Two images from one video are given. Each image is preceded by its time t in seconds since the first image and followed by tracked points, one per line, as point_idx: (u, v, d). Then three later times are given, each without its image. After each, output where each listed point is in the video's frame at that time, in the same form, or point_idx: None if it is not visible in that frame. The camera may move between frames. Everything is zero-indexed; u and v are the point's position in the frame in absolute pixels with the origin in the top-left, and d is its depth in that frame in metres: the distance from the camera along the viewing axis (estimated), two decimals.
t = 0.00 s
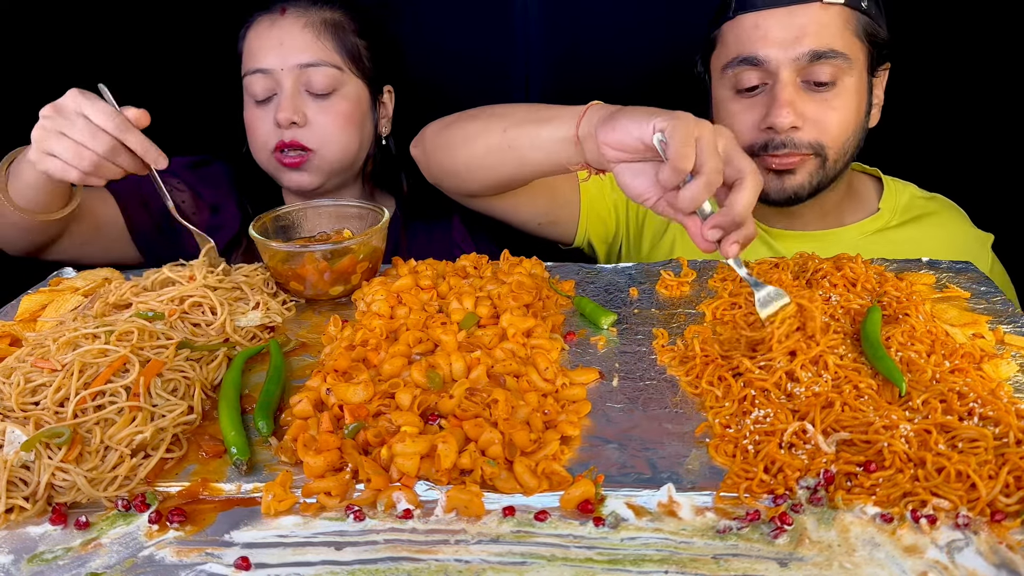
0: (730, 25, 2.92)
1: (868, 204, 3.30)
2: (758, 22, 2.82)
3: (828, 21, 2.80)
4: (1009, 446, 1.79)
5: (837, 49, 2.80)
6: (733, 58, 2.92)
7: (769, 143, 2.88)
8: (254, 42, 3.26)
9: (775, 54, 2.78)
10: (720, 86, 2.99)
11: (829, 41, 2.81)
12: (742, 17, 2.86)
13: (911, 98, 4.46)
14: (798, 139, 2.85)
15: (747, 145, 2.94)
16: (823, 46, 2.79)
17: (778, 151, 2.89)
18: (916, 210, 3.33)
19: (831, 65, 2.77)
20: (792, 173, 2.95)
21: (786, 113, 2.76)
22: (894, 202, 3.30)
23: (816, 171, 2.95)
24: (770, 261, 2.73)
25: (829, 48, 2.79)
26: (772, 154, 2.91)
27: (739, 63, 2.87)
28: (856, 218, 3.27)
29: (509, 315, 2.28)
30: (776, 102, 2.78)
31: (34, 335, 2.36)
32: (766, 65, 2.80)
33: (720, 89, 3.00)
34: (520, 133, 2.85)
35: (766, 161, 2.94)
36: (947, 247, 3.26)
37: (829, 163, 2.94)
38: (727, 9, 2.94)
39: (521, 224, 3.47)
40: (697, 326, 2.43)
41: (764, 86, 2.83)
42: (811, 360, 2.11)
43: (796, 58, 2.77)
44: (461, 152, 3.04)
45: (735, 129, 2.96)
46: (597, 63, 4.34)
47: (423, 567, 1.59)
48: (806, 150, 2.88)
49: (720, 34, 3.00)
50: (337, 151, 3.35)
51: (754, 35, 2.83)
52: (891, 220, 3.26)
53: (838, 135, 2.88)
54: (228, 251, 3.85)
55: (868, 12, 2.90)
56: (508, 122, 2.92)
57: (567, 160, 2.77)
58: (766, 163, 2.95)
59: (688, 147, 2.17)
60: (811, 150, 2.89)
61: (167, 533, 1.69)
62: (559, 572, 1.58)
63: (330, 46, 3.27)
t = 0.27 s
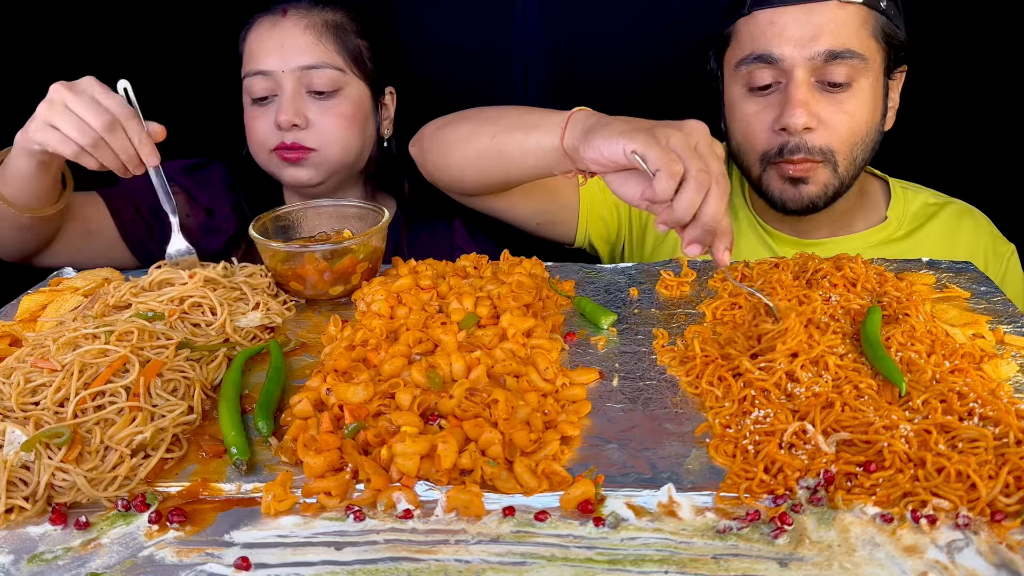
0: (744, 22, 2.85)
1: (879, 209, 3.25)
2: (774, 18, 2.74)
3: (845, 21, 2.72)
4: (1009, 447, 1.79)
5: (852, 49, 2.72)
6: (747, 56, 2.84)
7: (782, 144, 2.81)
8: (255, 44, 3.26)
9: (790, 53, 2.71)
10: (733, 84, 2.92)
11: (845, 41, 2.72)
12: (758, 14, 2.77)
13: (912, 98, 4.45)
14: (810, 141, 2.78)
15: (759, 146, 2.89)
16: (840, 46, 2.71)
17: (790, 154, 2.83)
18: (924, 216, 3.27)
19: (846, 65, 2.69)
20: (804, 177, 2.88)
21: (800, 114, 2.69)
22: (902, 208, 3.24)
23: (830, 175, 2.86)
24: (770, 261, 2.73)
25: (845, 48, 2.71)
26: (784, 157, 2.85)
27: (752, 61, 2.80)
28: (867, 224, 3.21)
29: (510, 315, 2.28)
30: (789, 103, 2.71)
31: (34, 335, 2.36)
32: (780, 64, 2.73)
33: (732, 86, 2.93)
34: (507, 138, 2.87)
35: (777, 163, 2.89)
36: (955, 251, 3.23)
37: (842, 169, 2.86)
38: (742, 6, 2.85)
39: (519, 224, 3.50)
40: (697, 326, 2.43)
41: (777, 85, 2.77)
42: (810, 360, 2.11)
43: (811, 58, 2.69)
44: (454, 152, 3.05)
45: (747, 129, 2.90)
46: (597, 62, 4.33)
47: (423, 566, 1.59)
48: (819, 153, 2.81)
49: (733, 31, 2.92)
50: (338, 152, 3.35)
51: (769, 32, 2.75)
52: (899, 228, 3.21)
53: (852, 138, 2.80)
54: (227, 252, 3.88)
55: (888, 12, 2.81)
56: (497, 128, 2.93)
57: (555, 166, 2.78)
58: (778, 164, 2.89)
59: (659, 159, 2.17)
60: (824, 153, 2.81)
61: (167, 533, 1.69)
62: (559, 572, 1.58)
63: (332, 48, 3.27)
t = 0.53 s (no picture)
0: (752, 25, 2.83)
1: (880, 209, 3.24)
2: (782, 22, 2.73)
3: (854, 25, 2.70)
4: (1009, 447, 1.79)
5: (861, 54, 2.70)
6: (754, 58, 2.83)
7: (788, 147, 2.80)
8: (253, 44, 3.26)
9: (798, 57, 2.69)
10: (740, 87, 2.91)
11: (855, 45, 2.70)
12: (766, 16, 2.77)
13: (912, 97, 4.45)
14: (817, 145, 2.76)
15: (764, 149, 2.88)
16: (848, 50, 2.68)
17: (796, 157, 2.81)
18: (925, 215, 3.27)
19: (855, 70, 2.68)
20: (810, 180, 2.86)
21: (806, 118, 2.67)
22: (903, 209, 3.23)
23: (836, 179, 2.86)
24: (771, 261, 2.73)
25: (854, 53, 2.69)
26: (790, 159, 2.83)
27: (759, 64, 2.78)
28: (870, 225, 3.21)
29: (510, 315, 2.28)
30: (796, 107, 2.69)
31: (34, 335, 2.36)
32: (788, 68, 2.71)
33: (738, 89, 2.92)
34: (508, 144, 2.86)
35: (783, 165, 2.87)
36: (956, 252, 3.22)
37: (851, 166, 2.84)
38: (749, 7, 2.85)
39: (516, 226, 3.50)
40: (697, 326, 2.43)
41: (784, 89, 2.75)
42: (810, 361, 2.11)
43: (819, 63, 2.67)
44: (450, 157, 3.06)
45: (752, 132, 2.89)
46: (597, 62, 4.33)
47: (423, 567, 1.59)
48: (825, 157, 2.79)
49: (740, 32, 2.91)
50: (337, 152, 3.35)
51: (777, 36, 2.74)
52: (900, 229, 3.21)
53: (860, 143, 2.78)
54: (226, 253, 3.87)
55: (896, 15, 2.80)
56: (498, 133, 2.92)
57: (553, 176, 2.79)
58: (785, 167, 2.88)
59: (698, 170, 2.18)
60: (830, 157, 2.79)
61: (167, 533, 1.69)
62: (559, 572, 1.58)
63: (330, 48, 3.27)
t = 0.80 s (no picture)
0: (756, 21, 2.82)
1: (881, 210, 3.23)
2: (788, 19, 2.72)
3: (857, 24, 2.70)
4: (1009, 447, 1.79)
5: (866, 53, 2.69)
6: (758, 56, 2.82)
7: (791, 146, 2.80)
8: (250, 44, 3.26)
9: (802, 55, 2.67)
10: (742, 84, 2.90)
11: (859, 44, 2.70)
12: (771, 13, 2.76)
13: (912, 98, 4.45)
14: (819, 144, 2.76)
15: (766, 147, 2.88)
16: (852, 48, 2.68)
17: (798, 156, 2.81)
18: (927, 215, 3.27)
19: (858, 69, 2.67)
20: (812, 180, 2.85)
21: (809, 116, 2.68)
22: (905, 209, 3.23)
23: (837, 179, 2.85)
24: (770, 261, 2.73)
25: (858, 51, 2.68)
26: (792, 158, 2.83)
27: (763, 61, 2.77)
28: (871, 226, 3.19)
29: (509, 315, 2.28)
30: (800, 105, 2.70)
31: (34, 335, 2.36)
32: (791, 65, 2.70)
33: (741, 87, 2.92)
34: (488, 170, 2.88)
35: (785, 165, 2.87)
36: (956, 252, 3.23)
37: (850, 173, 2.85)
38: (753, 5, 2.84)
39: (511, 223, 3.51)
40: (697, 326, 2.43)
41: (787, 86, 2.75)
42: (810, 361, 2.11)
43: (823, 61, 2.66)
44: (443, 166, 3.11)
45: (754, 130, 2.89)
46: (597, 62, 4.33)
47: (423, 567, 1.59)
48: (827, 156, 2.79)
49: (743, 30, 2.90)
50: (334, 151, 3.35)
51: (781, 33, 2.73)
52: (902, 230, 3.20)
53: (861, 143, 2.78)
54: (227, 254, 3.87)
55: (900, 16, 2.80)
56: (480, 157, 2.95)
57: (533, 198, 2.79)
58: (786, 167, 2.87)
59: (648, 218, 1.99)
60: (832, 156, 2.79)
61: (167, 533, 1.69)
62: (559, 572, 1.58)
63: (326, 47, 3.27)
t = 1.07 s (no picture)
0: (760, 19, 2.83)
1: (882, 211, 3.23)
2: (791, 16, 2.72)
3: (858, 23, 2.70)
4: (1009, 446, 1.78)
5: (869, 52, 2.70)
6: (761, 52, 2.82)
7: (793, 145, 2.79)
8: (251, 43, 3.26)
9: (804, 53, 2.68)
10: (746, 83, 2.90)
11: (862, 42, 2.70)
12: (774, 11, 2.76)
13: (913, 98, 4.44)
14: (823, 141, 2.76)
15: (768, 145, 2.87)
16: (855, 47, 2.68)
17: (800, 153, 2.80)
18: (928, 216, 3.26)
19: (861, 67, 2.67)
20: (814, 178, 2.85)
21: (812, 113, 2.66)
22: (906, 209, 3.23)
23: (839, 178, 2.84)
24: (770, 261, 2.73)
25: (861, 50, 2.69)
26: (794, 156, 2.82)
27: (766, 59, 2.77)
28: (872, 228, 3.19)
29: (509, 316, 2.28)
30: (801, 103, 2.68)
31: (34, 335, 2.36)
32: (795, 62, 2.70)
33: (744, 85, 2.92)
34: (470, 177, 2.94)
35: (787, 163, 2.86)
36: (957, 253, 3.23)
37: (852, 173, 2.84)
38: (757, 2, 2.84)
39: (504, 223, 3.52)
40: (697, 326, 2.43)
41: (790, 84, 2.74)
42: (810, 361, 2.11)
43: (826, 58, 2.66)
44: (430, 169, 3.15)
45: (756, 129, 2.89)
46: (597, 62, 4.33)
47: (423, 567, 1.59)
48: (830, 154, 2.78)
49: (747, 27, 2.91)
50: (334, 151, 3.35)
51: (785, 30, 2.73)
52: (903, 230, 3.20)
53: (864, 142, 2.78)
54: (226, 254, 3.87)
55: (904, 16, 2.80)
56: (462, 164, 3.00)
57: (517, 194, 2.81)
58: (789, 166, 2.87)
59: (621, 197, 2.18)
60: (835, 154, 2.78)
61: (167, 533, 1.69)
62: (559, 572, 1.58)
63: (328, 46, 3.27)
